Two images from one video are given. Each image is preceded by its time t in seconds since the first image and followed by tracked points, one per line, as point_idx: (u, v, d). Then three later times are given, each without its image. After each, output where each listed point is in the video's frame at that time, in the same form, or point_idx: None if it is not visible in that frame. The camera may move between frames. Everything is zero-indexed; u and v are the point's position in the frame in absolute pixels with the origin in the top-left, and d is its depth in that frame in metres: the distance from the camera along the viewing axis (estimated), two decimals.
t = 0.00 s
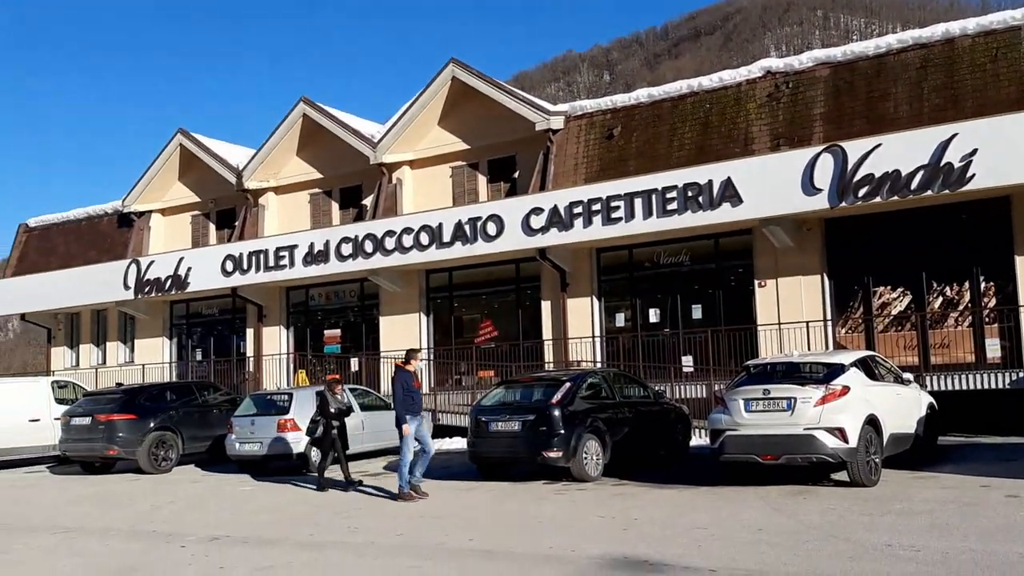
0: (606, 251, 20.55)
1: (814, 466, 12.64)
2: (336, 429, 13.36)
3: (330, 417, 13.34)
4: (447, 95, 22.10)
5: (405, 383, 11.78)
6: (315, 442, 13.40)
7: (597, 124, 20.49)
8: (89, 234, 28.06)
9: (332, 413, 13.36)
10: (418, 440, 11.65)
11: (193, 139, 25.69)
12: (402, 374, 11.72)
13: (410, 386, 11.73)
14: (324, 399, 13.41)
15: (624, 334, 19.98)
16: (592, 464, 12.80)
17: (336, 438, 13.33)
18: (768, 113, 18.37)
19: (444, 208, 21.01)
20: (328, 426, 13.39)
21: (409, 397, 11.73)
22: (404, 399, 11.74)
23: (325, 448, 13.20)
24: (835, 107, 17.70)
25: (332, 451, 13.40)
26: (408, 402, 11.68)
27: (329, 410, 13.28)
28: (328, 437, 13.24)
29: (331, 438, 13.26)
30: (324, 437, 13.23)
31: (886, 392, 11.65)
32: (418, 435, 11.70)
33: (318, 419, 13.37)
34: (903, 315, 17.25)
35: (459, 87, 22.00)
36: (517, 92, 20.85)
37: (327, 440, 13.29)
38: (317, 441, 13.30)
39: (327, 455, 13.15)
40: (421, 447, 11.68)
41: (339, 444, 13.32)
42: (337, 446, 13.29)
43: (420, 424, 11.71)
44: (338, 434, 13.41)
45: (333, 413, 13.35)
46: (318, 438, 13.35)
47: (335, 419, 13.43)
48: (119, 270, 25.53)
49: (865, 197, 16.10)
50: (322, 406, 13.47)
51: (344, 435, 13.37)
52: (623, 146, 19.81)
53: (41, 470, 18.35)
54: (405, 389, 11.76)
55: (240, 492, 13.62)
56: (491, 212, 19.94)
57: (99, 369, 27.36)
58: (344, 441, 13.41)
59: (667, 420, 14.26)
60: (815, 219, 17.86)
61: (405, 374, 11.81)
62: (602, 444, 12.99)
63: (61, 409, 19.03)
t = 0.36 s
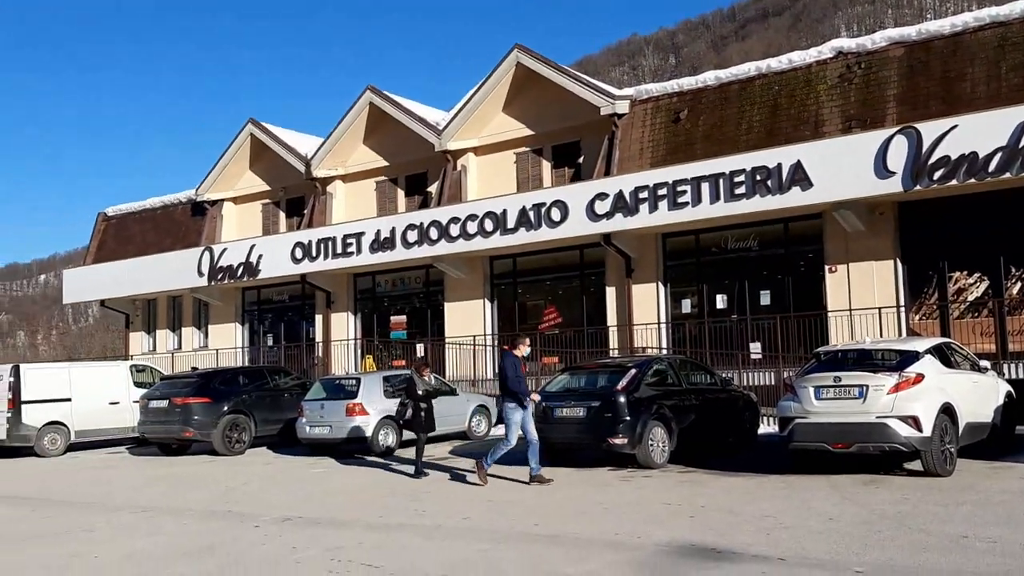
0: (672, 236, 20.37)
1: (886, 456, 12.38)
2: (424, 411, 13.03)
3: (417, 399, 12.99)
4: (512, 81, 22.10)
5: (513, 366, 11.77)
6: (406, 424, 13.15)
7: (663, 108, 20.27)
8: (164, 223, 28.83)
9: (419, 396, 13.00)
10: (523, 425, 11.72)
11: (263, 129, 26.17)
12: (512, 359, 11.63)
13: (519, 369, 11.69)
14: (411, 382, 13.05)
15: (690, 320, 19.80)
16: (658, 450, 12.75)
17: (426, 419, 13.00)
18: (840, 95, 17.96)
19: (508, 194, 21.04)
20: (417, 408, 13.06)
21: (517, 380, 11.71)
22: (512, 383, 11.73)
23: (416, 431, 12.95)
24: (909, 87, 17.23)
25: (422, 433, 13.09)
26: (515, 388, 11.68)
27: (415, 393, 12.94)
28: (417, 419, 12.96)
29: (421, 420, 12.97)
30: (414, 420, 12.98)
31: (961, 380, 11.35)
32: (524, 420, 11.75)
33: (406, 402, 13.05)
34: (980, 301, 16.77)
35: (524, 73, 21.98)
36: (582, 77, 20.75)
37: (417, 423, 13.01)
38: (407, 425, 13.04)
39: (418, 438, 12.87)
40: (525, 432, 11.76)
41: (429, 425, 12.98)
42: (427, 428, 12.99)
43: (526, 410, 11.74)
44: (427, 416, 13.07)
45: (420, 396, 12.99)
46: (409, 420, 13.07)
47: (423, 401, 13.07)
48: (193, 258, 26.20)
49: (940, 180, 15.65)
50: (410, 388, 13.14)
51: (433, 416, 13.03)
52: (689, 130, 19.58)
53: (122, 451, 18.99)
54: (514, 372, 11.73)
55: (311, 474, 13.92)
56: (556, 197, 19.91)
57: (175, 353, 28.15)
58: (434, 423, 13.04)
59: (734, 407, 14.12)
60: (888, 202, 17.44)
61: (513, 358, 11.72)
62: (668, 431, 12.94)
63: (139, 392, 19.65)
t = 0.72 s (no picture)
0: (722, 223, 20.17)
1: (941, 446, 12.16)
2: (491, 399, 13.14)
3: (484, 386, 13.14)
4: (560, 68, 22.03)
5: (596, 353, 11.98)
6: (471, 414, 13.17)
7: (713, 93, 20.05)
8: (218, 212, 29.32)
9: (486, 383, 13.17)
10: (610, 411, 11.76)
11: (314, 118, 26.44)
12: (601, 343, 11.68)
13: (605, 356, 11.88)
14: (477, 370, 13.27)
15: (740, 308, 19.59)
16: (708, 439, 12.70)
17: (492, 407, 13.04)
18: (895, 78, 17.60)
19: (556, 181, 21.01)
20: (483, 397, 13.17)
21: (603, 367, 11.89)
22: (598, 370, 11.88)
23: (481, 418, 12.92)
24: (965, 70, 16.83)
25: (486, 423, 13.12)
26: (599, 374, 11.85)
27: (482, 379, 13.12)
28: (484, 407, 13.01)
29: (487, 409, 13.01)
30: (480, 408, 12.99)
31: (1020, 369, 11.08)
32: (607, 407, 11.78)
33: (472, 390, 13.16)
34: None
35: (572, 60, 21.90)
36: (630, 63, 20.62)
37: (483, 411, 13.03)
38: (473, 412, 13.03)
39: (484, 426, 12.85)
40: (609, 418, 11.80)
41: (494, 414, 13.01)
42: (492, 417, 13.02)
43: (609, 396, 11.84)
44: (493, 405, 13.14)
45: (487, 382, 13.15)
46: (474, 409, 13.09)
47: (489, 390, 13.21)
48: (246, 247, 26.62)
49: (998, 164, 15.28)
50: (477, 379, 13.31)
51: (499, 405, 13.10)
52: (739, 116, 19.35)
53: (179, 436, 19.43)
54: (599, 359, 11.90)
55: (362, 460, 14.11)
56: (604, 184, 19.84)
57: (229, 341, 28.67)
58: (499, 413, 13.10)
59: (786, 396, 13.98)
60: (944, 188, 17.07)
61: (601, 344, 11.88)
62: (717, 420, 12.86)
63: (194, 379, 20.07)
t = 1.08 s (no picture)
0: (756, 213, 20.00)
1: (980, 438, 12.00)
2: (548, 391, 12.86)
3: (540, 378, 12.84)
4: (593, 58, 21.95)
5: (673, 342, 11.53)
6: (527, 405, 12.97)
7: (748, 82, 19.86)
8: (253, 204, 29.61)
9: (543, 374, 12.84)
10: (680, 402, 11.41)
11: (347, 110, 26.58)
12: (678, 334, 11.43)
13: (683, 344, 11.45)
14: (534, 361, 12.91)
15: (775, 299, 19.41)
16: (743, 431, 12.62)
17: (548, 400, 12.81)
18: (933, 65, 17.32)
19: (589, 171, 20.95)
20: (539, 388, 12.91)
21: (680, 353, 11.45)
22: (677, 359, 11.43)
23: (536, 414, 12.76)
24: (1006, 56, 16.51)
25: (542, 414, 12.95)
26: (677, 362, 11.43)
27: (539, 372, 12.78)
28: (540, 401, 12.80)
29: (543, 402, 12.80)
30: (535, 401, 12.80)
31: None
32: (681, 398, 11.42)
33: (528, 382, 12.89)
34: None
35: (605, 49, 21.80)
36: (664, 52, 20.47)
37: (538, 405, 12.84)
38: (528, 406, 12.86)
39: (538, 421, 12.72)
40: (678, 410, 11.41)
41: (550, 406, 12.80)
42: (549, 410, 12.81)
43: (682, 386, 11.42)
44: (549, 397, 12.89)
45: (544, 375, 12.84)
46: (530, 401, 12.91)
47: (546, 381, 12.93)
48: (281, 238, 26.85)
49: None
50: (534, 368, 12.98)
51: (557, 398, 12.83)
52: (775, 105, 19.14)
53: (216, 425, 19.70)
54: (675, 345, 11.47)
55: (396, 450, 14.20)
56: (637, 174, 19.74)
57: (265, 331, 28.97)
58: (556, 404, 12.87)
59: (821, 387, 13.87)
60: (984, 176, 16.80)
61: (679, 330, 11.50)
62: (752, 411, 12.77)
63: (231, 369, 20.31)
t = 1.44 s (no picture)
0: (783, 206, 19.87)
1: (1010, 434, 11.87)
2: (598, 385, 12.50)
3: (591, 371, 12.42)
4: (617, 51, 21.88)
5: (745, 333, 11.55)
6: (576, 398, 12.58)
7: (774, 74, 19.70)
8: (279, 199, 29.79)
9: (594, 368, 12.42)
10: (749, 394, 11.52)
11: (372, 105, 26.68)
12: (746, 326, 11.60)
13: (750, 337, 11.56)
14: (585, 354, 12.51)
15: (802, 293, 19.28)
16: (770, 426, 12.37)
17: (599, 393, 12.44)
18: (963, 56, 17.10)
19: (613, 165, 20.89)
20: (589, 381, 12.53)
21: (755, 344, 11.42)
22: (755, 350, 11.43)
23: (588, 406, 12.37)
24: None
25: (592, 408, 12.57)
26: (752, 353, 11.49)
27: (589, 366, 12.36)
28: (591, 395, 12.44)
29: (595, 396, 12.41)
30: (587, 395, 12.41)
31: None
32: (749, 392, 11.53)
33: (578, 375, 12.50)
34: None
35: (630, 42, 21.71)
36: (688, 45, 20.35)
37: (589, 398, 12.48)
38: (580, 399, 12.50)
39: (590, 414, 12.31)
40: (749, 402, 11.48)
41: (601, 400, 12.43)
42: (600, 403, 12.45)
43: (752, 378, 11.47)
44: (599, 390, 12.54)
45: (594, 368, 12.41)
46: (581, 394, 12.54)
47: (595, 374, 12.56)
48: (307, 233, 27.02)
49: None
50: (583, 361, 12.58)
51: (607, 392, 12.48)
52: (801, 97, 18.98)
53: (243, 418, 19.87)
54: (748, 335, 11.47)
55: (420, 443, 14.26)
56: (662, 167, 19.65)
57: (291, 325, 29.16)
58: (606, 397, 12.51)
59: (848, 382, 13.78)
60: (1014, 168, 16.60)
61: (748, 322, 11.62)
62: (779, 406, 12.65)
63: (258, 362, 20.48)
